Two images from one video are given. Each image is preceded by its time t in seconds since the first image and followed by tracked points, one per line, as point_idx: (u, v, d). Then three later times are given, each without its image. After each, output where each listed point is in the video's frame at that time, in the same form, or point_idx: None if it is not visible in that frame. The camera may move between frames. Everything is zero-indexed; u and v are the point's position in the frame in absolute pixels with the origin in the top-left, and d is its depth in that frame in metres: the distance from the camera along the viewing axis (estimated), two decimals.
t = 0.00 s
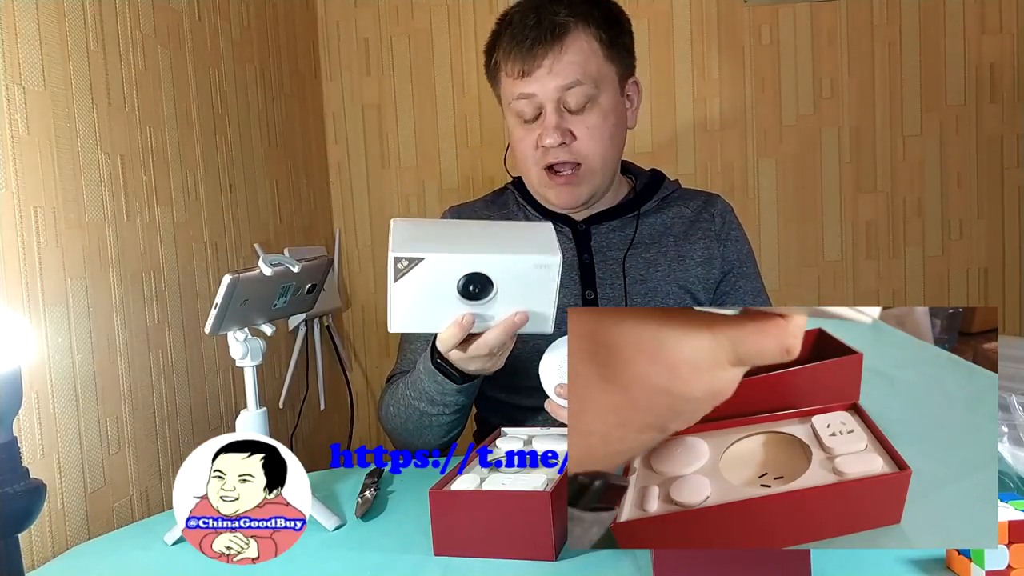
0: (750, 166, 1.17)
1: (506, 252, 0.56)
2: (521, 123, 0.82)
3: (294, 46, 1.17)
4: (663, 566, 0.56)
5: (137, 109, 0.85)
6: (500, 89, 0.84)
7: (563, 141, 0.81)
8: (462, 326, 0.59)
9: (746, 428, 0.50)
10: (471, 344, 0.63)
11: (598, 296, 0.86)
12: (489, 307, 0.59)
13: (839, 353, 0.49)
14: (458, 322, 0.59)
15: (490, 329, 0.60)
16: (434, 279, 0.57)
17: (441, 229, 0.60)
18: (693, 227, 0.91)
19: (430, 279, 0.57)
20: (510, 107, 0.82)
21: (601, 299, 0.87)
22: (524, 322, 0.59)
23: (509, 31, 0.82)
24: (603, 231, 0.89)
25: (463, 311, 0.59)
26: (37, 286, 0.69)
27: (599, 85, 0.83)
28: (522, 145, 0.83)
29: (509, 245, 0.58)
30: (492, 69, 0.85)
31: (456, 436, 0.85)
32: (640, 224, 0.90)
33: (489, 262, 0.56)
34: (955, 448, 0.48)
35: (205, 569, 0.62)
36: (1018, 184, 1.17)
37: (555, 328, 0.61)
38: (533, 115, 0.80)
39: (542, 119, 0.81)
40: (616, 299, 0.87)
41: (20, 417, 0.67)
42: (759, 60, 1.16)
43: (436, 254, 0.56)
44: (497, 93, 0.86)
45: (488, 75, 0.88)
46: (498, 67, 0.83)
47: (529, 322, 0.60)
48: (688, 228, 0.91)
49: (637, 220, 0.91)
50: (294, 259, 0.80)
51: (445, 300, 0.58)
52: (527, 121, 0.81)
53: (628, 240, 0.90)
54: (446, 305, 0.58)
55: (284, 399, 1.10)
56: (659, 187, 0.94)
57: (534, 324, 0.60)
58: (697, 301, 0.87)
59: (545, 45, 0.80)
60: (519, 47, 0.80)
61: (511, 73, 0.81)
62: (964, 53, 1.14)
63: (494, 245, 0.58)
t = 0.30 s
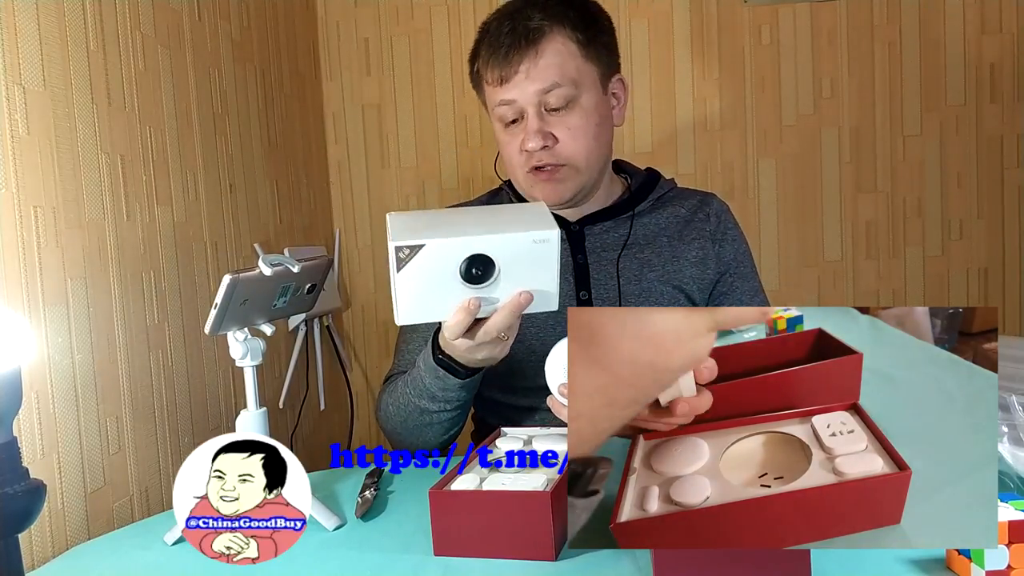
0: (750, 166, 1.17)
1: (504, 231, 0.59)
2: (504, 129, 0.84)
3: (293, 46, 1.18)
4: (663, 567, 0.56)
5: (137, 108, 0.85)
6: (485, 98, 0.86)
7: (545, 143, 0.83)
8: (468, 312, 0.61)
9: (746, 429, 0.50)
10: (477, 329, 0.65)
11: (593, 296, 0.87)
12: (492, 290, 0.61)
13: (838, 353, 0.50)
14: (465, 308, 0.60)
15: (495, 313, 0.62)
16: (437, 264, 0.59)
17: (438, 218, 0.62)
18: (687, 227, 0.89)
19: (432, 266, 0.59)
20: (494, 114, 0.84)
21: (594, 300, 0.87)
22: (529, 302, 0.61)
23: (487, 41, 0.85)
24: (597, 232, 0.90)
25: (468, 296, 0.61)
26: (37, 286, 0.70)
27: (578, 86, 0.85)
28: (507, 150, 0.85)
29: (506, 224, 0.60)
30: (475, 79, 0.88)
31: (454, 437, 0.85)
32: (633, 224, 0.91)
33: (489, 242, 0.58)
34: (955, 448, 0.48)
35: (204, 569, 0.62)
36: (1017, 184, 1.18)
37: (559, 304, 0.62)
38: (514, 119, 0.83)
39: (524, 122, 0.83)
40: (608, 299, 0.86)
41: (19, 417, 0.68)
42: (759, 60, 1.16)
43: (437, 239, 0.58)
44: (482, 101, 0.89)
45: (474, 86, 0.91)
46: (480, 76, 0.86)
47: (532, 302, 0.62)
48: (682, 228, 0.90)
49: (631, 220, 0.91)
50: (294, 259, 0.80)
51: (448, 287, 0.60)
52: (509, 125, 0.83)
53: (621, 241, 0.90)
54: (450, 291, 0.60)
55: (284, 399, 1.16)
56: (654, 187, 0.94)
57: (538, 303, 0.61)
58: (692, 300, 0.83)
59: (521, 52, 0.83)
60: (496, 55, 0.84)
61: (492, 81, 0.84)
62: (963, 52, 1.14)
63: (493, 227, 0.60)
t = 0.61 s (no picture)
0: (750, 165, 1.17)
1: (504, 231, 0.58)
2: (496, 125, 0.83)
3: (294, 43, 1.17)
4: (662, 567, 0.56)
5: (137, 108, 0.85)
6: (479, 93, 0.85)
7: (536, 143, 0.82)
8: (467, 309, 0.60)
9: (746, 429, 0.50)
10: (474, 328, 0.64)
11: (571, 295, 0.86)
12: (491, 290, 0.60)
13: (839, 353, 0.50)
14: (461, 305, 0.60)
15: (493, 312, 0.62)
16: (435, 261, 0.59)
17: (443, 213, 0.62)
18: (672, 230, 0.89)
19: (430, 263, 0.59)
20: (488, 110, 0.84)
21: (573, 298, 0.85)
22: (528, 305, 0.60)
23: (484, 38, 0.85)
24: (583, 233, 0.90)
25: (466, 294, 0.60)
26: (37, 286, 0.70)
27: (573, 88, 0.84)
28: (499, 147, 0.84)
29: (509, 225, 0.59)
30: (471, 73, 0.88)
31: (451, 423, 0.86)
32: (617, 226, 0.91)
33: (488, 242, 0.58)
34: (955, 448, 0.48)
35: (204, 568, 0.62)
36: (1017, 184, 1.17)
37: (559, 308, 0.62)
38: (508, 116, 0.82)
39: (517, 120, 0.82)
40: (587, 298, 0.86)
41: (20, 417, 0.67)
42: (759, 60, 1.16)
43: (436, 236, 0.58)
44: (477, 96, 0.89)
45: (468, 81, 0.90)
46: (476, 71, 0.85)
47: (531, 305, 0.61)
48: (667, 232, 0.90)
49: (615, 222, 0.91)
50: (294, 259, 0.80)
51: (446, 284, 0.60)
52: (502, 122, 0.83)
53: (604, 242, 0.90)
54: (447, 287, 0.60)
55: (285, 400, 1.14)
56: (643, 189, 0.94)
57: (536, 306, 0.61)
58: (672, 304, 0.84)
59: (519, 49, 0.82)
60: (492, 52, 0.83)
61: (488, 77, 0.83)
62: (963, 52, 1.14)
63: (495, 226, 0.59)
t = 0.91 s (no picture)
0: (750, 164, 1.17)
1: (501, 245, 0.57)
2: (507, 119, 0.84)
3: (293, 44, 1.18)
4: (662, 567, 0.56)
5: (137, 108, 0.85)
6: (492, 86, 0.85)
7: (546, 140, 0.83)
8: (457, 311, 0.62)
9: (746, 428, 0.50)
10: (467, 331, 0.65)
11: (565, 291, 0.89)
12: (489, 297, 0.61)
13: (839, 353, 0.49)
14: (457, 307, 0.61)
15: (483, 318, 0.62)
16: (437, 264, 0.59)
17: (455, 215, 0.62)
18: (668, 230, 0.89)
19: (431, 266, 0.60)
20: (499, 104, 0.84)
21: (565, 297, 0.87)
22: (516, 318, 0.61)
23: (503, 32, 0.84)
24: (579, 231, 0.91)
25: (466, 297, 0.61)
26: (37, 286, 0.70)
27: (586, 90, 0.84)
28: (508, 140, 0.85)
29: (506, 240, 0.58)
30: (486, 66, 0.87)
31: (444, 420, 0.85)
32: (612, 225, 0.91)
33: (482, 256, 0.58)
34: (956, 448, 0.48)
35: (204, 568, 0.62)
36: (1017, 184, 1.17)
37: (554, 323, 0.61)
38: (520, 112, 0.83)
39: (528, 117, 0.83)
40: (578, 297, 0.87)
41: (19, 417, 0.67)
42: (759, 60, 1.16)
43: (438, 241, 0.58)
44: (488, 88, 0.88)
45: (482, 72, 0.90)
46: (491, 64, 0.85)
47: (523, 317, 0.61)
48: (662, 231, 0.89)
49: (610, 221, 0.91)
50: (293, 259, 0.80)
51: (446, 286, 0.61)
52: (514, 117, 0.84)
53: (598, 240, 0.90)
54: (446, 289, 0.61)
55: (284, 399, 1.15)
56: (643, 189, 0.94)
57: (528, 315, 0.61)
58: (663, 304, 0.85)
59: (536, 47, 0.82)
60: (511, 47, 0.82)
61: (502, 72, 0.83)
62: (964, 51, 1.13)
63: (496, 237, 0.59)
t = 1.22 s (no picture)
0: (750, 164, 1.17)
1: (481, 242, 0.57)
2: (527, 115, 0.87)
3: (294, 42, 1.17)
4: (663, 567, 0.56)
5: (137, 108, 0.85)
6: (513, 82, 0.89)
7: (564, 136, 0.86)
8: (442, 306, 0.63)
9: (746, 428, 0.50)
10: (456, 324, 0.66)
11: (571, 287, 0.87)
12: (472, 293, 0.61)
13: (838, 354, 0.49)
14: (442, 302, 0.62)
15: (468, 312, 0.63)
16: (421, 263, 0.59)
17: (438, 214, 0.62)
18: (674, 229, 0.89)
19: (416, 265, 0.60)
20: (521, 99, 0.87)
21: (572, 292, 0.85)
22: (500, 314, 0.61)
23: (530, 30, 0.87)
24: (588, 228, 0.90)
25: (449, 293, 0.62)
26: (37, 286, 0.70)
27: (605, 92, 0.87)
28: (524, 134, 0.88)
29: (487, 235, 0.58)
30: (509, 64, 0.90)
31: (452, 414, 0.85)
32: (620, 224, 0.90)
33: (463, 252, 0.57)
34: (956, 448, 0.48)
35: (204, 569, 0.62)
36: (1018, 184, 1.16)
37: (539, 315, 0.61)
38: (539, 107, 0.86)
39: (547, 113, 0.86)
40: (584, 295, 0.86)
41: (20, 417, 0.67)
42: (759, 60, 1.16)
43: (421, 240, 0.58)
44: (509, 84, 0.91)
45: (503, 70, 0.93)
46: (514, 60, 0.88)
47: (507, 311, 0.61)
48: (669, 231, 0.89)
49: (619, 220, 0.91)
50: (293, 259, 0.80)
51: (431, 283, 0.61)
52: (533, 113, 0.87)
53: (606, 238, 0.89)
54: (432, 286, 0.61)
55: (284, 400, 1.11)
56: (651, 192, 0.94)
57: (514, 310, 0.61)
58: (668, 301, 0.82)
59: (561, 47, 0.85)
60: (537, 44, 0.86)
61: (527, 68, 0.86)
62: (964, 51, 1.13)
63: (478, 234, 0.58)
